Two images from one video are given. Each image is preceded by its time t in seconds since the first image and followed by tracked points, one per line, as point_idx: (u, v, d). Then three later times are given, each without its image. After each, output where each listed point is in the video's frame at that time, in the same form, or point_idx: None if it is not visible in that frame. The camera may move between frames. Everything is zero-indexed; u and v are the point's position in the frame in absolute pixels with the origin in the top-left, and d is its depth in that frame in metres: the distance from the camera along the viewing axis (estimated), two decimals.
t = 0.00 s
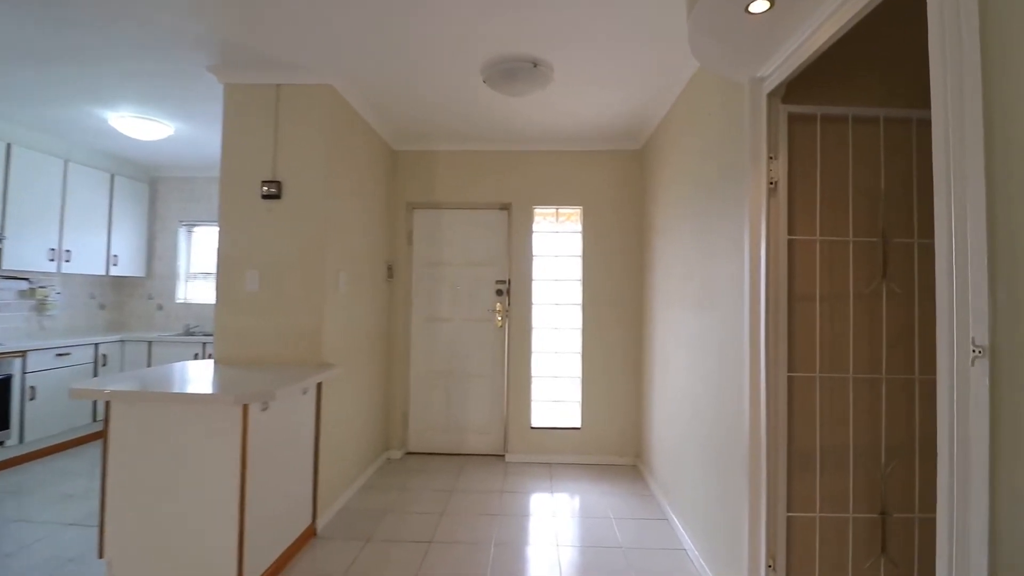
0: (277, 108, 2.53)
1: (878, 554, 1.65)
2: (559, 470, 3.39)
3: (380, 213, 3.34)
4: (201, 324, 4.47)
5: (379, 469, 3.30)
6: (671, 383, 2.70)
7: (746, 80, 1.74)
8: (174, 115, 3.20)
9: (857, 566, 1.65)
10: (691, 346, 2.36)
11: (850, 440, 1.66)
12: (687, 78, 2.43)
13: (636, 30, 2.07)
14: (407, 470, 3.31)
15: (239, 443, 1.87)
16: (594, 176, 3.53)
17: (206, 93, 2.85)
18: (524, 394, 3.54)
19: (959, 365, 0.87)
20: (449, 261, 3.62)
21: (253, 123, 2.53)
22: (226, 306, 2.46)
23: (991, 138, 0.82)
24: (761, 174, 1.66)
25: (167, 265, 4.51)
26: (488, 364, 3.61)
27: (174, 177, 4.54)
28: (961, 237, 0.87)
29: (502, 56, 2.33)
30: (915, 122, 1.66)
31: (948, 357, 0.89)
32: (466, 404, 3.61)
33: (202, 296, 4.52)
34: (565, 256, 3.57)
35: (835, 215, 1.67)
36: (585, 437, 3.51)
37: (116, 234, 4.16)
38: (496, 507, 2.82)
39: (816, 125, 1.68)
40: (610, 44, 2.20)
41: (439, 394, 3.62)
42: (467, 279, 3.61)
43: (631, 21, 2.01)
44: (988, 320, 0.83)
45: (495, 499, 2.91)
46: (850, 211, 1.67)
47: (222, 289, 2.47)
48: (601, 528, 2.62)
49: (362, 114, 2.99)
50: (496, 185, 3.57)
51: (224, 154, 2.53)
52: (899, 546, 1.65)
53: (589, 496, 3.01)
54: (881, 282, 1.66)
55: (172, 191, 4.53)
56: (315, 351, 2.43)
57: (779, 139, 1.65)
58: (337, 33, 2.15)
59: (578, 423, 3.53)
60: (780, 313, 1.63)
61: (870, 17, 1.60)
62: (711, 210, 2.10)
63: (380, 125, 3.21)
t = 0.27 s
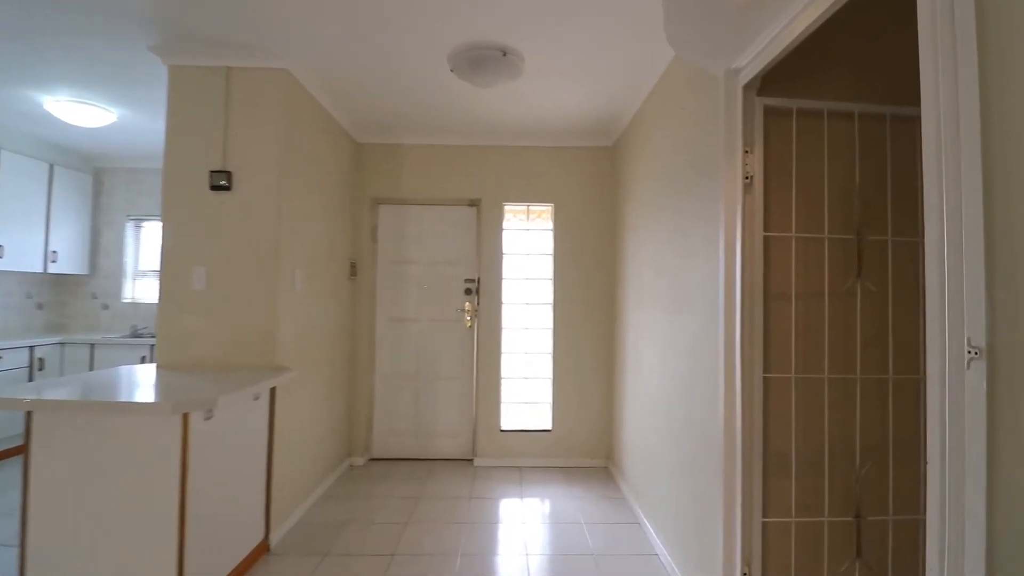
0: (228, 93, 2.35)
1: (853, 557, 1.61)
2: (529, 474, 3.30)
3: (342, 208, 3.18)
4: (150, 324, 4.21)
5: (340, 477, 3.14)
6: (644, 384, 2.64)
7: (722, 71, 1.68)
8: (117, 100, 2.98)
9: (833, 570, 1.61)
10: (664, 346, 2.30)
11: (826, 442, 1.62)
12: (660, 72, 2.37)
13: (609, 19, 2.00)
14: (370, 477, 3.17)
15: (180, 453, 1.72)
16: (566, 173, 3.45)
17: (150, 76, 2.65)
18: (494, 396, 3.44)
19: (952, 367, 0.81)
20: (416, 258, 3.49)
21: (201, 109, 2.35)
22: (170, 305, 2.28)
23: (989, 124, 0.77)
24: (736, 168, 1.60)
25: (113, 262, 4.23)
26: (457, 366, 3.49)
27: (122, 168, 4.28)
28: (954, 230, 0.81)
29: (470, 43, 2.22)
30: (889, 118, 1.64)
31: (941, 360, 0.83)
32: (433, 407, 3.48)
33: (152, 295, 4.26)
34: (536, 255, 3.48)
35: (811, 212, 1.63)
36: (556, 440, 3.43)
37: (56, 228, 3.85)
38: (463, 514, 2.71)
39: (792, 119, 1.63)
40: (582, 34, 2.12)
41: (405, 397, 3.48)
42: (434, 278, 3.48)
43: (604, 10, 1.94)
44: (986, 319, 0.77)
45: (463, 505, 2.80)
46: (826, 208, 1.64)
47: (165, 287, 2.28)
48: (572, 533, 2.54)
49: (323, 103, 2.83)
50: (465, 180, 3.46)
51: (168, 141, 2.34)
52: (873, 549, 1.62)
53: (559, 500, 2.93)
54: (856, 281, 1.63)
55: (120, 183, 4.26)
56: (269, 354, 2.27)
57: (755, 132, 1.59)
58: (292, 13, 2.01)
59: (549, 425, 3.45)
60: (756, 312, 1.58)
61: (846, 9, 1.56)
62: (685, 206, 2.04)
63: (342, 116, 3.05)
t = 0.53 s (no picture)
0: (171, 74, 2.16)
1: (830, 562, 1.57)
2: (498, 478, 3.19)
3: (301, 201, 3.01)
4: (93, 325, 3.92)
5: (298, 487, 2.96)
6: (616, 385, 2.58)
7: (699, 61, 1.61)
8: (52, 82, 2.73)
9: None
10: (637, 346, 2.23)
11: (803, 445, 1.57)
12: (634, 64, 2.31)
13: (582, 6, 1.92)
14: (331, 486, 3.00)
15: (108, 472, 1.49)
16: (537, 169, 3.36)
17: (86, 54, 2.43)
18: (462, 399, 3.31)
19: (956, 370, 0.75)
20: (381, 256, 3.34)
21: (141, 91, 2.15)
22: (105, 304, 2.08)
23: (996, 107, 0.71)
24: (714, 161, 1.54)
25: (50, 258, 3.92)
26: (423, 367, 3.36)
27: (62, 157, 3.98)
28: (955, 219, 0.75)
29: (436, 27, 2.11)
30: (866, 113, 1.61)
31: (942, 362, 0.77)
32: (399, 411, 3.34)
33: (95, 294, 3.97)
34: (506, 252, 3.38)
35: (789, 207, 1.59)
36: (526, 443, 3.33)
37: None
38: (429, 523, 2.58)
39: (770, 111, 1.58)
40: (553, 21, 2.03)
41: (369, 401, 3.32)
42: (400, 276, 3.34)
43: None
44: (993, 318, 0.71)
45: (429, 514, 2.67)
46: (804, 204, 1.59)
47: (98, 285, 2.08)
48: (542, 541, 2.44)
49: (280, 89, 2.66)
50: (432, 175, 3.32)
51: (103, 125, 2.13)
52: (850, 553, 1.58)
53: (529, 505, 2.83)
54: (833, 278, 1.59)
55: (59, 173, 3.96)
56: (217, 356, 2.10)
57: (734, 124, 1.53)
58: None
59: (519, 428, 3.35)
60: (734, 310, 1.52)
61: None
62: (661, 202, 1.97)
63: (301, 104, 2.88)
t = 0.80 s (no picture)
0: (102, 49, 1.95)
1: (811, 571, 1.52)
2: (465, 485, 3.06)
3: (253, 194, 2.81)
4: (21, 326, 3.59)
5: (249, 501, 2.76)
6: (588, 387, 2.50)
7: (678, 50, 1.53)
8: None
9: None
10: (611, 347, 2.15)
11: (784, 450, 1.52)
12: (608, 56, 2.23)
13: None
14: (285, 499, 2.81)
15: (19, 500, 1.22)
16: (506, 164, 3.25)
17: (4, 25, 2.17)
18: (428, 404, 3.16)
19: (974, 378, 0.70)
20: (341, 253, 3.16)
21: (66, 67, 1.93)
22: (22, 305, 1.85)
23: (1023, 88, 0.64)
24: (694, 154, 1.46)
25: None
26: (387, 370, 3.19)
27: None
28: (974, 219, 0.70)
29: (399, 8, 1.96)
30: (846, 108, 1.57)
31: (957, 369, 0.72)
32: (360, 417, 3.16)
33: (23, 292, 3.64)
34: (474, 250, 3.26)
35: (771, 204, 1.53)
36: (494, 448, 3.21)
37: None
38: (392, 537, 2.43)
39: (751, 104, 1.52)
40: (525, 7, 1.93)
41: (328, 406, 3.14)
42: (361, 274, 3.17)
43: None
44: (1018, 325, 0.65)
45: (391, 527, 2.51)
46: (785, 201, 1.54)
47: (13, 283, 1.85)
48: (511, 551, 2.32)
49: (229, 72, 2.46)
50: (397, 168, 3.17)
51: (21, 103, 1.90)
52: (830, 561, 1.54)
53: (498, 513, 2.71)
54: (814, 277, 1.54)
55: None
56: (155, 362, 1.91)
57: (715, 116, 1.46)
58: None
59: (487, 432, 3.23)
60: (716, 311, 1.44)
61: None
62: (636, 198, 1.89)
63: (253, 89, 2.68)
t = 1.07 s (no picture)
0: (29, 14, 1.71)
1: None
2: (433, 493, 2.94)
3: (203, 187, 2.61)
4: None
5: (198, 517, 2.56)
6: (561, 391, 2.42)
7: (658, 40, 1.46)
8: None
9: None
10: (586, 351, 2.07)
11: (766, 457, 1.48)
12: (583, 49, 2.15)
13: None
14: (239, 514, 2.63)
15: None
16: (476, 160, 3.14)
17: None
18: (394, 409, 3.02)
19: (992, 391, 0.62)
20: (301, 251, 2.98)
21: None
22: None
23: None
24: (676, 149, 1.40)
25: None
26: (350, 375, 3.04)
27: None
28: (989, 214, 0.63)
29: None
30: (827, 106, 1.54)
31: (972, 383, 0.64)
32: (321, 425, 3.00)
33: None
34: (442, 249, 3.13)
35: (752, 202, 1.48)
36: (463, 454, 3.09)
37: None
38: (356, 552, 2.29)
39: (734, 98, 1.46)
40: None
41: (287, 413, 2.96)
42: (323, 274, 3.00)
43: None
44: None
45: (355, 541, 2.37)
46: (766, 200, 1.49)
47: None
48: (482, 565, 2.20)
49: (176, 53, 2.27)
50: (361, 163, 3.02)
51: None
52: (812, 569, 1.50)
53: (468, 522, 2.59)
54: (795, 278, 1.50)
55: None
56: (87, 370, 1.73)
57: (697, 110, 1.40)
58: None
59: (455, 438, 3.12)
60: (698, 314, 1.38)
61: None
62: (613, 195, 1.82)
63: (203, 73, 2.49)
